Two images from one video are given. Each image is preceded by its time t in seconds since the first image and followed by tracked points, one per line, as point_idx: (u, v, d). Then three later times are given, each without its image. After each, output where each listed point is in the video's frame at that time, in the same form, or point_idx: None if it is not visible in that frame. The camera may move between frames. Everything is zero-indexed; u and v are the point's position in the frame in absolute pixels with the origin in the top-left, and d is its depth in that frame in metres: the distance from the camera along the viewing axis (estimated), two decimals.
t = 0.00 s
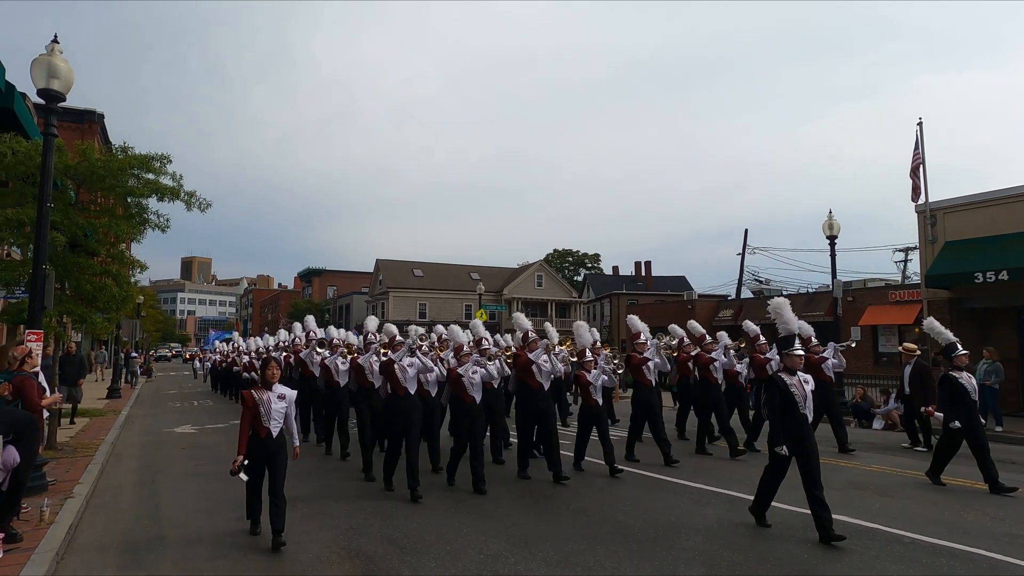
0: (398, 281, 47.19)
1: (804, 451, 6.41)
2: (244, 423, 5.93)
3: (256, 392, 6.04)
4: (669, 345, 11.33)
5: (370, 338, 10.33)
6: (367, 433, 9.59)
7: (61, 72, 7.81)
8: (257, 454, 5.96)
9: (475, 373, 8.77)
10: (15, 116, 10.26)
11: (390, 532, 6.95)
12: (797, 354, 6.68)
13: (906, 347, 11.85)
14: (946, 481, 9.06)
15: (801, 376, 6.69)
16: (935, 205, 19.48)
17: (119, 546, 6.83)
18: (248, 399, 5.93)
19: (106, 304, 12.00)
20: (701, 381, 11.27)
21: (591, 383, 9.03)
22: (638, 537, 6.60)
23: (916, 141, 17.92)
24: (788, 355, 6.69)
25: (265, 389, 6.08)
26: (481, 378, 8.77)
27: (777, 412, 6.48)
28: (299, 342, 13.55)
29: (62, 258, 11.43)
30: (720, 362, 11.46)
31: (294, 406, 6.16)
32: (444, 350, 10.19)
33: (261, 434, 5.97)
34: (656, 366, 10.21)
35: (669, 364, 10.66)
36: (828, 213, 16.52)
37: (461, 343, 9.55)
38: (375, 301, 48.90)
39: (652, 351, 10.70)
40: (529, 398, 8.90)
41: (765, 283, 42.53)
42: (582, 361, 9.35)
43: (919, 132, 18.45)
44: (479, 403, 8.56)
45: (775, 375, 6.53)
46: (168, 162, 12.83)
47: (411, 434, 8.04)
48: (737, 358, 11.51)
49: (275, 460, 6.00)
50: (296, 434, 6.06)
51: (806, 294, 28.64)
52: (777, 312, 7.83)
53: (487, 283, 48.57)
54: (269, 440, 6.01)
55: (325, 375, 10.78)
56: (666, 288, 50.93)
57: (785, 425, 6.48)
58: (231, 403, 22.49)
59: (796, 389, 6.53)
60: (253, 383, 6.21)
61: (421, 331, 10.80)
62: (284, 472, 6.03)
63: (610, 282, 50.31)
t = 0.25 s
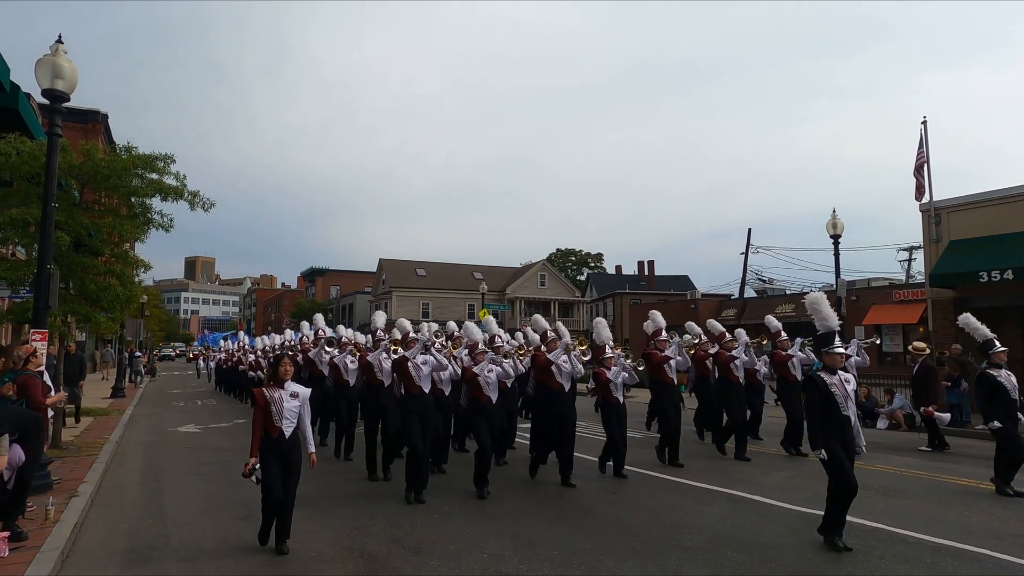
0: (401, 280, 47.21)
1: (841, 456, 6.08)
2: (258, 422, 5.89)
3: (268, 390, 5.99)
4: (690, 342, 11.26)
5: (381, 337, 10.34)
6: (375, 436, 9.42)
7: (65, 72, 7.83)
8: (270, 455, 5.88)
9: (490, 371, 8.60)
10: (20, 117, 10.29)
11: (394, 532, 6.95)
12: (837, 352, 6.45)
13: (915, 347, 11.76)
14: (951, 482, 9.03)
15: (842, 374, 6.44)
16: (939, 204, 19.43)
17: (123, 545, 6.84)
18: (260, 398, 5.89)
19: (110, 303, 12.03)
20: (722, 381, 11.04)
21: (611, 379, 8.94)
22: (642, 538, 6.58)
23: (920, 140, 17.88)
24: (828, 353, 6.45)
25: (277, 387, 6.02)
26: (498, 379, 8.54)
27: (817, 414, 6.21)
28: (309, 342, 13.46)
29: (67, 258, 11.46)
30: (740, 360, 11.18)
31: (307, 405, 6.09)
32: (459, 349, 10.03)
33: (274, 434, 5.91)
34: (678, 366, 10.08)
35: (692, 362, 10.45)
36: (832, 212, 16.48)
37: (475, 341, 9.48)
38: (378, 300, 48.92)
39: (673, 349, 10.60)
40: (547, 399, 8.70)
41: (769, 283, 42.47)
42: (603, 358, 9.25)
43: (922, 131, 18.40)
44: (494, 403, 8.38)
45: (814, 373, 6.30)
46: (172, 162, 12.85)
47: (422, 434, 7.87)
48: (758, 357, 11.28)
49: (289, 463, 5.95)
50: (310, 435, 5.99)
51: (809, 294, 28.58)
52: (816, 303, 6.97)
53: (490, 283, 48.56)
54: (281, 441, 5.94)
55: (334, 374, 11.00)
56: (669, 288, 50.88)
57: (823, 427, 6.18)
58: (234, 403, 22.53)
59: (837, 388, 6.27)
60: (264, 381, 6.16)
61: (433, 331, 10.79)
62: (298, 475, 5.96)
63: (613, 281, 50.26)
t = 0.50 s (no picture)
0: (403, 280, 47.24)
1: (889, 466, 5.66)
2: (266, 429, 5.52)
3: (277, 394, 5.60)
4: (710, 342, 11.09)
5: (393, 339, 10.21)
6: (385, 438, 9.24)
7: (67, 72, 7.84)
8: (279, 464, 5.51)
9: (505, 374, 8.29)
10: (22, 116, 10.31)
11: (395, 531, 6.95)
12: (878, 356, 6.02)
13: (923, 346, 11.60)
14: (954, 481, 9.00)
15: (885, 379, 5.98)
16: (942, 203, 19.41)
17: (125, 544, 6.84)
18: (268, 403, 5.52)
19: (113, 302, 12.05)
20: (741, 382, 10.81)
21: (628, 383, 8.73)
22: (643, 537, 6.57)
23: (922, 139, 17.86)
24: (871, 357, 6.00)
25: (287, 391, 5.64)
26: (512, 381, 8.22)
27: (861, 421, 5.78)
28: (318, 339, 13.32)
29: (69, 257, 11.48)
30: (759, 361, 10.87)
31: (320, 410, 5.67)
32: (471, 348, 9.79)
33: (283, 442, 5.52)
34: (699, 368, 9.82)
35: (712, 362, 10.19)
36: (835, 211, 16.46)
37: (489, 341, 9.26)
38: (380, 300, 48.97)
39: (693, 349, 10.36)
40: (564, 401, 8.36)
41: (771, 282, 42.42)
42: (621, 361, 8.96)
43: (925, 130, 18.37)
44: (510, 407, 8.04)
45: (858, 379, 5.84)
46: (174, 162, 12.87)
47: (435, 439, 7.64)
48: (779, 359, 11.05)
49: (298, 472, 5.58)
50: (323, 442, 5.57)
51: (812, 293, 28.55)
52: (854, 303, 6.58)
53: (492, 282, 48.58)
54: (292, 450, 5.54)
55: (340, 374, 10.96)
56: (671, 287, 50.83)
57: (869, 435, 5.76)
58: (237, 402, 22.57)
59: (881, 394, 5.83)
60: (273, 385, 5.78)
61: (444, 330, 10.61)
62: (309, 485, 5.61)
63: (615, 280, 50.25)
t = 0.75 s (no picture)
0: (404, 278, 47.26)
1: (946, 471, 5.27)
2: (275, 430, 5.36)
3: (286, 394, 5.47)
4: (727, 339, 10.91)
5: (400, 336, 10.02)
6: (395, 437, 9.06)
7: (67, 70, 7.83)
8: (288, 466, 5.35)
9: (519, 371, 7.93)
10: (22, 115, 10.31)
11: (396, 531, 6.94)
12: (928, 351, 5.62)
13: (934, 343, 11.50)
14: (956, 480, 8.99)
15: (935, 377, 5.63)
16: (942, 201, 19.39)
17: (126, 543, 6.84)
18: (278, 402, 5.41)
19: (113, 301, 12.06)
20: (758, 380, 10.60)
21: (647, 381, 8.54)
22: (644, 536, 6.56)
23: (923, 137, 17.83)
24: (917, 352, 5.66)
25: (296, 391, 5.50)
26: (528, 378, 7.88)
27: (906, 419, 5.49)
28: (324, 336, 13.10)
29: (69, 256, 11.49)
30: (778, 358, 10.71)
31: (330, 411, 5.56)
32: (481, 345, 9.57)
33: (293, 443, 5.37)
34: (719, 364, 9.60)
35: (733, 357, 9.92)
36: (835, 209, 16.45)
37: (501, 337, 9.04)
38: (381, 299, 48.99)
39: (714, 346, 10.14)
40: (579, 401, 8.05)
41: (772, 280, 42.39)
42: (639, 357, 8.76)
43: (926, 128, 18.36)
44: (525, 406, 7.70)
45: (904, 376, 5.60)
46: (174, 160, 12.87)
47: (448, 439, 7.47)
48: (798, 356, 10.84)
49: (307, 476, 5.39)
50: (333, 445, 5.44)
51: (813, 291, 28.56)
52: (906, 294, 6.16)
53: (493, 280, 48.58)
54: (303, 452, 5.39)
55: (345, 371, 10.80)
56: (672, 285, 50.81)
57: (915, 437, 5.42)
58: (238, 401, 22.59)
59: (931, 393, 5.46)
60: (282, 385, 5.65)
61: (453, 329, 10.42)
62: (319, 488, 5.44)
63: (616, 279, 50.23)
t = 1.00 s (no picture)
0: (407, 277, 47.31)
1: (1012, 478, 4.97)
2: (287, 437, 4.91)
3: (301, 399, 5.02)
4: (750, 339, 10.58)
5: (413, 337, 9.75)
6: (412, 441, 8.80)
7: (71, 71, 7.85)
8: (303, 476, 4.93)
9: (540, 375, 7.69)
10: (26, 115, 10.33)
11: (399, 530, 6.95)
12: (992, 355, 5.29)
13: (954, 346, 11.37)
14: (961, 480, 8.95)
15: (997, 383, 5.31)
16: (946, 200, 19.34)
17: (130, 542, 6.86)
18: (291, 407, 4.94)
19: (117, 301, 12.09)
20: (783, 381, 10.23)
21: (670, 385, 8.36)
22: (648, 535, 6.56)
23: (927, 137, 17.79)
24: (978, 356, 5.34)
25: (311, 395, 5.05)
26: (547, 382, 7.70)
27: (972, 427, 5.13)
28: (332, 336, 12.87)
29: (73, 256, 11.52)
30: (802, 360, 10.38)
31: (347, 417, 5.10)
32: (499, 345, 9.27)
33: (308, 452, 4.94)
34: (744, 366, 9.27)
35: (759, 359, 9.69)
36: (839, 209, 16.42)
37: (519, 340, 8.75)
38: (383, 298, 49.04)
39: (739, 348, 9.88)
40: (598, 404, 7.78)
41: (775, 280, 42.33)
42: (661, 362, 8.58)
43: (930, 127, 18.31)
44: (546, 411, 7.45)
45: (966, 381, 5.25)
46: (178, 160, 12.89)
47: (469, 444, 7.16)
48: (823, 357, 10.49)
49: (324, 487, 4.94)
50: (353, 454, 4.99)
51: (816, 291, 28.53)
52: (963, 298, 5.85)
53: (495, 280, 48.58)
54: (318, 463, 4.95)
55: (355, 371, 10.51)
56: (675, 285, 50.76)
57: (974, 445, 5.09)
58: (241, 400, 22.63)
59: (995, 402, 5.13)
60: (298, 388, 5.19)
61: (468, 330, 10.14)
62: (336, 503, 4.97)
63: (618, 278, 50.20)
